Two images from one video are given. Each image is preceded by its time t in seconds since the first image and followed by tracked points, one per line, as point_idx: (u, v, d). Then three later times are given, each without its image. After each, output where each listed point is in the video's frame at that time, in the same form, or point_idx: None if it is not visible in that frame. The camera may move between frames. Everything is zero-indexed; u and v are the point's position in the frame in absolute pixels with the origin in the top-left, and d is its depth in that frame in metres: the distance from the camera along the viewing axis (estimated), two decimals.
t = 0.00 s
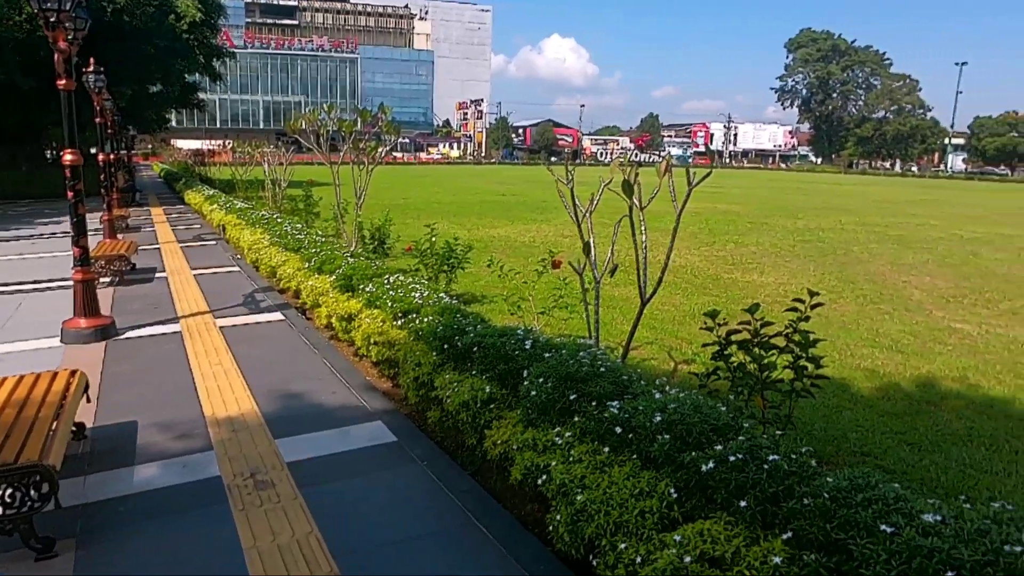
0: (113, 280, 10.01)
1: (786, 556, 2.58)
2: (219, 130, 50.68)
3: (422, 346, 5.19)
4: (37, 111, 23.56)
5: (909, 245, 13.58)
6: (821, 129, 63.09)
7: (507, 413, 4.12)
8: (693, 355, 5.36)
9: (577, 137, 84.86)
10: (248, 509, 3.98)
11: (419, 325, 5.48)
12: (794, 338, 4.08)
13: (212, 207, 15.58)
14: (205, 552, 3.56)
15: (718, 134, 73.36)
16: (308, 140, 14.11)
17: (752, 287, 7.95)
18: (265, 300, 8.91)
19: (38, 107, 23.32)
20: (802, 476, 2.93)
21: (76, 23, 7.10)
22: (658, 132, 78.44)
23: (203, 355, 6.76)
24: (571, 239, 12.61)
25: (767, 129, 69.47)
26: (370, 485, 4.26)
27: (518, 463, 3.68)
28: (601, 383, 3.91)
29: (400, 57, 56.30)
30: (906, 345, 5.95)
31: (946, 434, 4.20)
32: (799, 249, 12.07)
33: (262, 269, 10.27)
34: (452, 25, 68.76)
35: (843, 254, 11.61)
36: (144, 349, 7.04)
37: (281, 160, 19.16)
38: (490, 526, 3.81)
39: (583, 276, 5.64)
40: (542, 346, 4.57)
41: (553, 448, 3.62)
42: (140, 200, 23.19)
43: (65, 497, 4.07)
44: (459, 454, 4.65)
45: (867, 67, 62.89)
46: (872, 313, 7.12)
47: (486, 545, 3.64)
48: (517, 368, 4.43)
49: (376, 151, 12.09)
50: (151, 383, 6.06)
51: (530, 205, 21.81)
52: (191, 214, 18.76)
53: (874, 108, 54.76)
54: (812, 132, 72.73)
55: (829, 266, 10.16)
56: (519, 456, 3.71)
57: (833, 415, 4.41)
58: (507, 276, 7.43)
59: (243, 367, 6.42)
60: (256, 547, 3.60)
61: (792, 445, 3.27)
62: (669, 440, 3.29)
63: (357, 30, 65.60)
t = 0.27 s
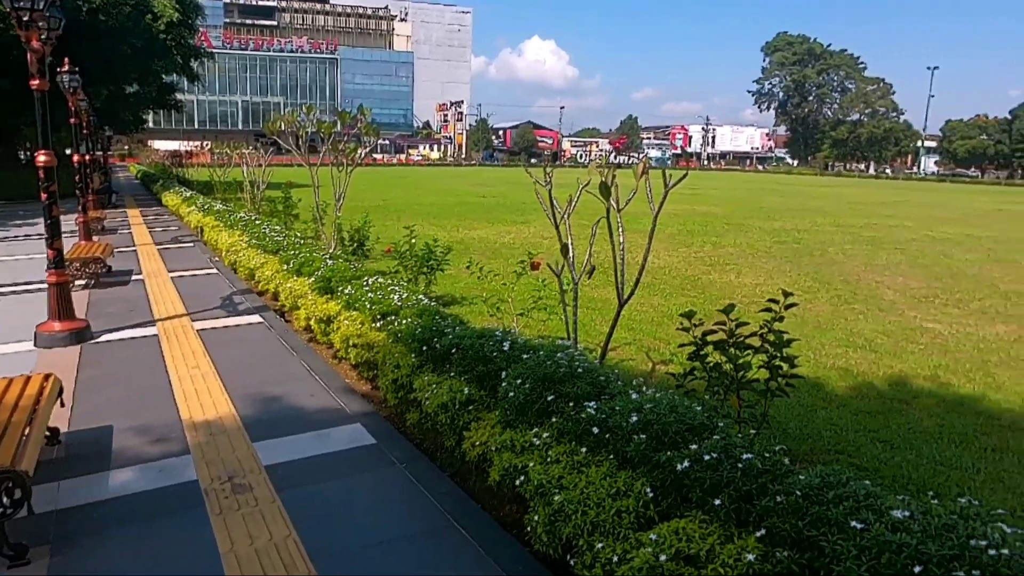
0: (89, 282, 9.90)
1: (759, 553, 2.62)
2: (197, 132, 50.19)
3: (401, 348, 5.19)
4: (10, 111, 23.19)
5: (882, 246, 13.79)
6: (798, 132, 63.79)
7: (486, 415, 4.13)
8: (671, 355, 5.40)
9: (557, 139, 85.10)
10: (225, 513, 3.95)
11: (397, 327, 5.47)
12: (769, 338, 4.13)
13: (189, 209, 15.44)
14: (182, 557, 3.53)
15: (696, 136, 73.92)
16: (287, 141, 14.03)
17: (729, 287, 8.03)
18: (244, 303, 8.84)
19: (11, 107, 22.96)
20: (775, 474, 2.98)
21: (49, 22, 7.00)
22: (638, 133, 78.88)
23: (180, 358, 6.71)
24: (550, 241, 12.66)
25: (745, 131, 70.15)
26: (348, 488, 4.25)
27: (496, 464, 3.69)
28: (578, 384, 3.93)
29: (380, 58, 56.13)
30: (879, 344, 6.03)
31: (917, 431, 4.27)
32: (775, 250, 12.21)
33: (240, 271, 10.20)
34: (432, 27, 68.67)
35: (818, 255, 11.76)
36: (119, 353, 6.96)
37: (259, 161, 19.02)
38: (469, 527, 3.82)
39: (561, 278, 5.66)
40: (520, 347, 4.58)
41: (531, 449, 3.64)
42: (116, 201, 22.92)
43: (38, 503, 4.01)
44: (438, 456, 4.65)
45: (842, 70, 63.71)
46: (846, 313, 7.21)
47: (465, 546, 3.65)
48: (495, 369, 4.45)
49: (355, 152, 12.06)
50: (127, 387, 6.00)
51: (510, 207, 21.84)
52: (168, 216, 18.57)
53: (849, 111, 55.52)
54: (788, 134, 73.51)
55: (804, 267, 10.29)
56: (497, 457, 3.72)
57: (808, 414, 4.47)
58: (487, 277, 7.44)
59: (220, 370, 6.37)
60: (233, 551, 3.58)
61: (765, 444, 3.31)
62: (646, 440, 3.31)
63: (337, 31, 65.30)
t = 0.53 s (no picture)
0: (65, 284, 9.78)
1: (734, 549, 2.66)
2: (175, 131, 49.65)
3: (381, 349, 5.18)
4: None
5: (858, 245, 13.95)
6: (776, 133, 64.38)
7: (465, 414, 4.14)
8: (649, 354, 5.44)
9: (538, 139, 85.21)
10: (204, 516, 3.92)
11: (377, 328, 5.47)
12: (745, 337, 4.18)
13: (167, 210, 15.29)
14: (159, 561, 3.50)
15: (676, 136, 74.36)
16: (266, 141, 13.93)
17: (708, 287, 8.10)
18: (222, 304, 8.78)
19: None
20: (749, 471, 3.01)
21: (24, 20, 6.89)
22: (618, 134, 79.20)
23: (158, 360, 6.64)
24: (531, 241, 12.68)
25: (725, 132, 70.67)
26: (327, 489, 4.24)
27: (475, 464, 3.70)
28: (557, 382, 3.96)
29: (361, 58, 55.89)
30: (854, 342, 6.12)
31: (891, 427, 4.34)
32: (753, 250, 12.32)
33: (219, 272, 10.12)
34: (413, 27, 68.49)
35: (795, 254, 11.88)
36: (96, 355, 6.88)
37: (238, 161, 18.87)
38: (449, 527, 3.83)
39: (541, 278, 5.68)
40: (499, 347, 4.60)
41: (510, 448, 3.65)
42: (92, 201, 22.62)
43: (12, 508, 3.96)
44: (418, 456, 4.65)
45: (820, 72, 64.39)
46: (822, 312, 7.31)
47: (444, 546, 3.65)
48: (475, 368, 4.46)
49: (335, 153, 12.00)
50: (103, 390, 5.93)
51: (491, 207, 21.84)
52: (145, 216, 18.37)
53: (826, 112, 56.12)
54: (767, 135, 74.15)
55: (781, 266, 10.39)
56: (476, 457, 3.74)
57: (784, 411, 4.52)
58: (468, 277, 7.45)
59: (199, 372, 6.33)
60: (211, 554, 3.55)
61: (740, 441, 3.35)
62: (622, 438, 3.34)
63: (318, 30, 64.92)
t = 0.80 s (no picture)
0: (38, 286, 9.63)
1: (707, 544, 2.69)
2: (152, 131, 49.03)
3: (359, 349, 5.16)
4: None
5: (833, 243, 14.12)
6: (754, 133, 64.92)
7: (443, 414, 4.14)
8: (627, 352, 5.47)
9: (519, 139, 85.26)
10: (180, 519, 3.89)
11: (355, 328, 5.45)
12: (720, 334, 4.21)
13: (143, 210, 15.11)
14: (134, 564, 3.46)
15: (656, 136, 74.75)
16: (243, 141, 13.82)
17: (686, 285, 8.16)
18: (200, 305, 8.70)
19: None
20: (723, 466, 3.04)
21: None
22: (599, 134, 79.43)
23: (134, 362, 6.57)
24: (510, 240, 12.70)
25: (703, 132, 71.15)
26: (305, 489, 4.22)
27: (452, 463, 3.70)
28: (534, 381, 3.97)
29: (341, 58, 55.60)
30: (828, 339, 6.19)
31: (864, 422, 4.40)
32: (730, 248, 12.43)
33: (196, 273, 10.03)
34: (393, 26, 68.24)
35: (771, 253, 12.00)
36: (70, 358, 6.79)
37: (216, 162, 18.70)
38: (426, 526, 3.83)
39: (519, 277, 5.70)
40: (476, 346, 4.60)
41: (487, 447, 3.65)
42: (66, 202, 22.27)
43: None
44: (396, 456, 4.64)
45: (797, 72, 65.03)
46: (798, 309, 7.39)
47: (422, 545, 3.65)
48: (452, 368, 4.46)
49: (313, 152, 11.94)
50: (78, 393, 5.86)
51: (471, 207, 21.83)
52: (121, 217, 18.13)
53: (802, 112, 56.68)
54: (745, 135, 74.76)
55: (758, 264, 10.50)
56: (454, 455, 3.74)
57: (760, 408, 4.57)
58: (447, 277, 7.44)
59: (175, 374, 6.27)
60: (187, 556, 3.52)
61: (715, 437, 3.38)
62: (598, 435, 3.35)
63: (297, 29, 64.45)
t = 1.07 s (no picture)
0: (10, 290, 9.47)
1: (681, 540, 2.72)
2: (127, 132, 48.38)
3: (335, 350, 5.14)
4: None
5: (808, 242, 14.28)
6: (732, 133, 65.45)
7: (420, 414, 4.13)
8: (605, 351, 5.50)
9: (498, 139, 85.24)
10: (154, 523, 3.84)
11: (332, 329, 5.43)
12: (695, 333, 4.25)
13: (118, 212, 14.92)
14: (107, 569, 3.42)
15: (635, 137, 75.11)
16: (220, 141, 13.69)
17: (664, 284, 8.21)
18: (176, 307, 8.61)
19: None
20: (696, 463, 3.07)
21: None
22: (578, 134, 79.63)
23: (108, 366, 6.49)
24: (488, 240, 12.69)
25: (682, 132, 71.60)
26: (280, 492, 4.19)
27: (429, 464, 3.70)
28: (510, 381, 3.98)
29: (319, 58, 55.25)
30: (803, 336, 6.26)
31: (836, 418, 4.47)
32: (707, 248, 12.53)
33: (172, 275, 9.92)
34: (372, 26, 67.94)
35: (747, 251, 12.11)
36: (42, 362, 6.69)
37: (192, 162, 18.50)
38: (403, 528, 3.82)
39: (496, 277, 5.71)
40: (453, 347, 4.60)
41: (464, 447, 3.66)
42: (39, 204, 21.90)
43: None
44: (373, 457, 4.63)
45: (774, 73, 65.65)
46: (773, 307, 7.47)
47: (399, 546, 3.64)
48: (429, 368, 4.45)
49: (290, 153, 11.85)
50: (50, 398, 5.77)
51: (450, 208, 21.80)
52: (95, 219, 17.87)
53: (779, 112, 57.22)
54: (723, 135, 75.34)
55: (735, 263, 10.59)
56: (431, 456, 3.73)
57: (735, 405, 4.61)
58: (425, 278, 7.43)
59: (150, 377, 6.20)
60: (161, 561, 3.48)
61: (689, 434, 3.41)
62: (573, 434, 3.37)
63: (275, 29, 63.95)
